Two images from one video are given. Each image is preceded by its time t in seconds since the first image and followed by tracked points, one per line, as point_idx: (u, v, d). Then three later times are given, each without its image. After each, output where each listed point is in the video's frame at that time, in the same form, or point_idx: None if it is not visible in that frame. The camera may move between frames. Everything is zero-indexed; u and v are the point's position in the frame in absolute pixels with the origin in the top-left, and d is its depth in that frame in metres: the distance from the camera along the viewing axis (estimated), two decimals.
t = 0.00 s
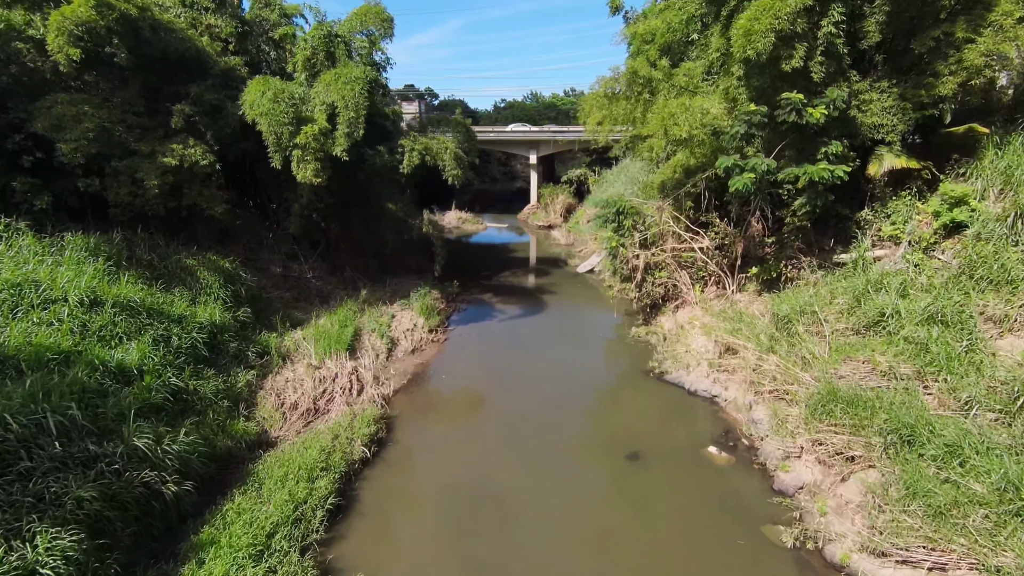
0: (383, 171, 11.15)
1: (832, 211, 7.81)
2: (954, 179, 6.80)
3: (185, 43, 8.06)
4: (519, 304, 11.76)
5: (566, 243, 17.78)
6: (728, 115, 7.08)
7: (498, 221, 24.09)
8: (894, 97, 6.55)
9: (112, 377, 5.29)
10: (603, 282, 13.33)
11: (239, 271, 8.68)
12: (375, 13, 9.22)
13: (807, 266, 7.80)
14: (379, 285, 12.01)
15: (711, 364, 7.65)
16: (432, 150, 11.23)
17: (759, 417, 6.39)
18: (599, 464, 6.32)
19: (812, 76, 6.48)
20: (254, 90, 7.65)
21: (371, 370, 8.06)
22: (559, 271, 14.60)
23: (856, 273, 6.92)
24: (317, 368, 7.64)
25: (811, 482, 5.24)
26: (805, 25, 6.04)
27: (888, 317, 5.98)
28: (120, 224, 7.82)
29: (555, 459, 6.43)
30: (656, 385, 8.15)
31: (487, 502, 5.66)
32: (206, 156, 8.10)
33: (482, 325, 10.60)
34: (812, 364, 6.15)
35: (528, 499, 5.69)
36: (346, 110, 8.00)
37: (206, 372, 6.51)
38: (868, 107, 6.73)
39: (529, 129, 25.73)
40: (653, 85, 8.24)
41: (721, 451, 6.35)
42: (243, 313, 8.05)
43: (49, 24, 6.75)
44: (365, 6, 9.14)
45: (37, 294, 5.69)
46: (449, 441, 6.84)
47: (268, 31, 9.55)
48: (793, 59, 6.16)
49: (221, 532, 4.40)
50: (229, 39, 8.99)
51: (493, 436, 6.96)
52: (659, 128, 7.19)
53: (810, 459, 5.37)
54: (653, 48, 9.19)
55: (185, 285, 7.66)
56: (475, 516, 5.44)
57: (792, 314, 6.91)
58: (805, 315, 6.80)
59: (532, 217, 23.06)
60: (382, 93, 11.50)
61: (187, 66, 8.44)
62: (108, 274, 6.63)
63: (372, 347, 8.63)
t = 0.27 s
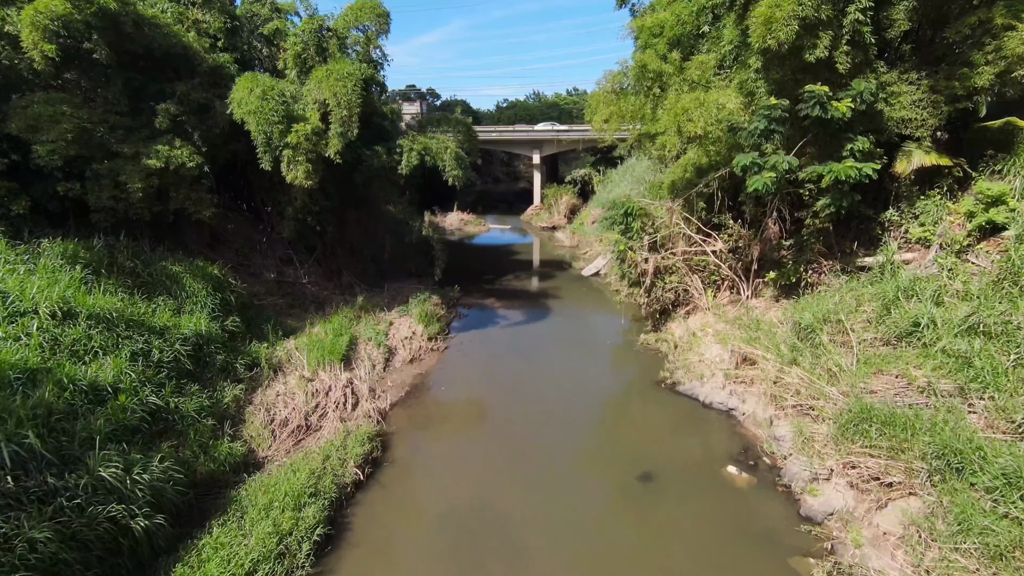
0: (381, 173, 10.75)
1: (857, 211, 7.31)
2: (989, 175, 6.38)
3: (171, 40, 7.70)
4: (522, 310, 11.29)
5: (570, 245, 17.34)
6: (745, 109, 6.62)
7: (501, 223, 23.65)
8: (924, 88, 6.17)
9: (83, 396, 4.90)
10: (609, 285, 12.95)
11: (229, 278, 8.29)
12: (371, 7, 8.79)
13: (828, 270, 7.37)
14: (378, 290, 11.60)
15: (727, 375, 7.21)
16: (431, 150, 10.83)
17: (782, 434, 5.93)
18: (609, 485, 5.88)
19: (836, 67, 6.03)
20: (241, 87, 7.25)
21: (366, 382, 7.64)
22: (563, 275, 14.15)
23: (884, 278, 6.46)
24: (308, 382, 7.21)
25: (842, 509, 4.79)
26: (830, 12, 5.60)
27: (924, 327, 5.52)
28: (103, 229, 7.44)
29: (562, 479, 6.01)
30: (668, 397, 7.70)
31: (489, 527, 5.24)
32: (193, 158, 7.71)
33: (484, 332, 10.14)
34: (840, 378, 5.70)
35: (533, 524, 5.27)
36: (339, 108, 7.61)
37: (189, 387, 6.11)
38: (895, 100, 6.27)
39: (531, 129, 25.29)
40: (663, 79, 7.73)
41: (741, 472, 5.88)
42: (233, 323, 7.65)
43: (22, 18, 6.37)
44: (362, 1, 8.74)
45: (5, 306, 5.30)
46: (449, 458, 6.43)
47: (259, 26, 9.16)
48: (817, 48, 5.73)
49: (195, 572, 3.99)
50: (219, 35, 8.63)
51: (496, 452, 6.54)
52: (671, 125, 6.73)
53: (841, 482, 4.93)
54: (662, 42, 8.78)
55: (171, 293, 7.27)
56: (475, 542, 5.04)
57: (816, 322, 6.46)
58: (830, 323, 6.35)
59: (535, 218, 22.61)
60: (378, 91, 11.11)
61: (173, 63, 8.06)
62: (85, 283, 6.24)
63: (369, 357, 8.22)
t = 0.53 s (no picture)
0: (378, 173, 10.34)
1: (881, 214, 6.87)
2: None
3: (154, 34, 7.30)
4: (525, 316, 10.80)
5: (574, 247, 16.89)
6: (764, 105, 6.17)
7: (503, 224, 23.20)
8: (958, 82, 5.75)
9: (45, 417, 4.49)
10: (614, 288, 12.52)
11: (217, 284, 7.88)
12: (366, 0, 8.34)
13: (851, 276, 6.92)
14: (374, 295, 11.16)
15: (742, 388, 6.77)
16: (429, 150, 10.42)
17: (805, 454, 5.45)
18: (616, 510, 5.47)
19: (864, 58, 5.62)
20: (226, 83, 6.81)
21: (359, 395, 7.22)
22: (566, 278, 13.68)
23: (915, 285, 6.00)
24: (296, 397, 6.78)
25: (875, 542, 4.35)
26: None
27: (964, 341, 5.10)
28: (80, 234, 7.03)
29: (566, 503, 5.60)
30: (679, 410, 7.26)
31: (488, 560, 4.84)
32: (177, 159, 7.31)
33: (485, 339, 9.64)
34: (871, 396, 5.27)
35: (532, 549, 4.95)
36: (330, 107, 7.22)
37: (168, 404, 5.70)
38: (926, 93, 5.83)
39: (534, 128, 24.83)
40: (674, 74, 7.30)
41: (760, 494, 5.43)
42: (219, 332, 7.23)
43: None
44: None
45: None
46: (446, 479, 6.02)
47: (249, 20, 8.65)
48: (844, 37, 5.30)
49: None
50: (206, 29, 8.22)
51: (496, 472, 6.14)
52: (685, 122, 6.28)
53: (873, 512, 4.48)
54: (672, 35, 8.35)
55: (152, 301, 6.87)
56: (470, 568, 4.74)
57: (840, 333, 6.02)
58: (856, 334, 5.90)
59: (537, 219, 22.15)
60: (374, 89, 10.70)
61: (157, 58, 7.65)
62: (56, 291, 5.84)
63: (363, 367, 7.81)
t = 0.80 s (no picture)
0: (373, 174, 9.94)
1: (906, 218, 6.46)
2: None
3: (133, 27, 6.91)
4: (526, 322, 10.33)
5: (577, 249, 16.46)
6: (785, 98, 5.74)
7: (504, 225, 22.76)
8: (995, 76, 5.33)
9: None
10: (619, 293, 12.12)
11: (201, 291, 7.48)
12: None
13: (876, 282, 6.52)
14: (370, 300, 10.75)
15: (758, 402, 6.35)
16: (426, 149, 10.03)
17: (831, 478, 5.04)
18: (625, 532, 5.10)
19: (893, 49, 5.21)
20: (209, 78, 6.40)
21: (351, 409, 6.80)
22: (569, 282, 13.25)
23: (948, 294, 5.58)
24: (283, 413, 6.37)
25: None
26: None
27: (1010, 357, 4.71)
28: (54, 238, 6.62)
29: (571, 526, 5.23)
30: (690, 423, 6.84)
31: None
32: (158, 158, 6.89)
33: (485, 347, 9.18)
34: (904, 416, 4.86)
35: (529, 567, 4.71)
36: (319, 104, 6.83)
37: (142, 423, 5.29)
38: (960, 87, 5.40)
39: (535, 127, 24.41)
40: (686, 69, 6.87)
41: (784, 522, 4.97)
42: (202, 342, 6.81)
43: None
44: None
45: None
46: (442, 499, 5.63)
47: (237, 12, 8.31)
48: (875, 26, 4.89)
49: None
50: (191, 22, 7.83)
51: (496, 490, 5.77)
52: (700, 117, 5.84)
53: (911, 547, 4.05)
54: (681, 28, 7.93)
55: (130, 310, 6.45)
56: None
57: (865, 345, 5.59)
58: (885, 346, 5.47)
59: (539, 221, 21.72)
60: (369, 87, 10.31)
61: (137, 53, 7.27)
62: (22, 301, 5.43)
63: (355, 379, 7.40)
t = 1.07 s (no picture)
0: (367, 176, 9.54)
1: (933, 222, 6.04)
2: None
3: (108, 20, 6.52)
4: (527, 329, 9.89)
5: (579, 252, 16.04)
6: (810, 92, 5.32)
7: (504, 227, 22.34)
8: None
9: None
10: (623, 298, 11.70)
11: (184, 300, 7.07)
12: None
13: (901, 290, 6.08)
14: (364, 307, 10.35)
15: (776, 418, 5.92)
16: (422, 150, 9.65)
17: (861, 504, 4.62)
18: (630, 556, 4.77)
19: (926, 37, 4.82)
20: (188, 74, 6.00)
21: (341, 426, 6.40)
22: (571, 286, 12.84)
23: (983, 303, 5.17)
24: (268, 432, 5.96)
25: None
26: None
27: None
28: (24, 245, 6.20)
29: (574, 549, 4.88)
30: (702, 438, 6.42)
31: None
32: (135, 160, 6.47)
33: (484, 357, 8.75)
34: (940, 438, 4.46)
35: None
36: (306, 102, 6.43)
37: (113, 446, 4.87)
38: (997, 79, 5.00)
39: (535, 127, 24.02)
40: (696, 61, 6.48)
41: (811, 554, 4.51)
42: (183, 355, 6.38)
43: None
44: None
45: None
46: (436, 520, 5.26)
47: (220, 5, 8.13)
48: (908, 12, 4.48)
49: None
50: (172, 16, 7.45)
51: (494, 507, 5.45)
52: (717, 113, 5.42)
53: None
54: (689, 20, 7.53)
55: (104, 322, 6.03)
56: None
57: (893, 359, 5.18)
58: (916, 360, 5.06)
59: (539, 222, 21.31)
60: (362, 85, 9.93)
61: (115, 48, 6.86)
62: None
63: (347, 392, 6.99)
